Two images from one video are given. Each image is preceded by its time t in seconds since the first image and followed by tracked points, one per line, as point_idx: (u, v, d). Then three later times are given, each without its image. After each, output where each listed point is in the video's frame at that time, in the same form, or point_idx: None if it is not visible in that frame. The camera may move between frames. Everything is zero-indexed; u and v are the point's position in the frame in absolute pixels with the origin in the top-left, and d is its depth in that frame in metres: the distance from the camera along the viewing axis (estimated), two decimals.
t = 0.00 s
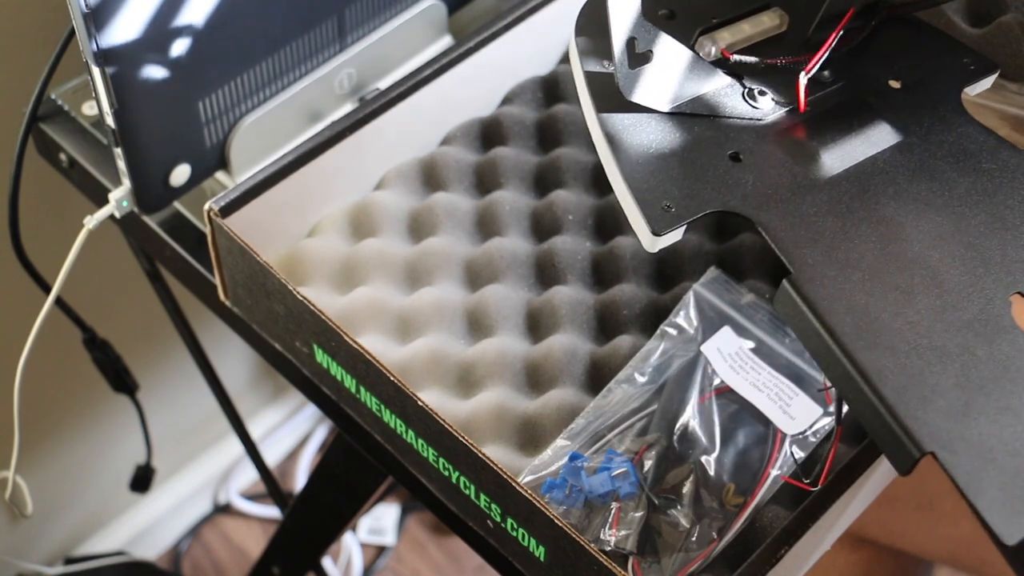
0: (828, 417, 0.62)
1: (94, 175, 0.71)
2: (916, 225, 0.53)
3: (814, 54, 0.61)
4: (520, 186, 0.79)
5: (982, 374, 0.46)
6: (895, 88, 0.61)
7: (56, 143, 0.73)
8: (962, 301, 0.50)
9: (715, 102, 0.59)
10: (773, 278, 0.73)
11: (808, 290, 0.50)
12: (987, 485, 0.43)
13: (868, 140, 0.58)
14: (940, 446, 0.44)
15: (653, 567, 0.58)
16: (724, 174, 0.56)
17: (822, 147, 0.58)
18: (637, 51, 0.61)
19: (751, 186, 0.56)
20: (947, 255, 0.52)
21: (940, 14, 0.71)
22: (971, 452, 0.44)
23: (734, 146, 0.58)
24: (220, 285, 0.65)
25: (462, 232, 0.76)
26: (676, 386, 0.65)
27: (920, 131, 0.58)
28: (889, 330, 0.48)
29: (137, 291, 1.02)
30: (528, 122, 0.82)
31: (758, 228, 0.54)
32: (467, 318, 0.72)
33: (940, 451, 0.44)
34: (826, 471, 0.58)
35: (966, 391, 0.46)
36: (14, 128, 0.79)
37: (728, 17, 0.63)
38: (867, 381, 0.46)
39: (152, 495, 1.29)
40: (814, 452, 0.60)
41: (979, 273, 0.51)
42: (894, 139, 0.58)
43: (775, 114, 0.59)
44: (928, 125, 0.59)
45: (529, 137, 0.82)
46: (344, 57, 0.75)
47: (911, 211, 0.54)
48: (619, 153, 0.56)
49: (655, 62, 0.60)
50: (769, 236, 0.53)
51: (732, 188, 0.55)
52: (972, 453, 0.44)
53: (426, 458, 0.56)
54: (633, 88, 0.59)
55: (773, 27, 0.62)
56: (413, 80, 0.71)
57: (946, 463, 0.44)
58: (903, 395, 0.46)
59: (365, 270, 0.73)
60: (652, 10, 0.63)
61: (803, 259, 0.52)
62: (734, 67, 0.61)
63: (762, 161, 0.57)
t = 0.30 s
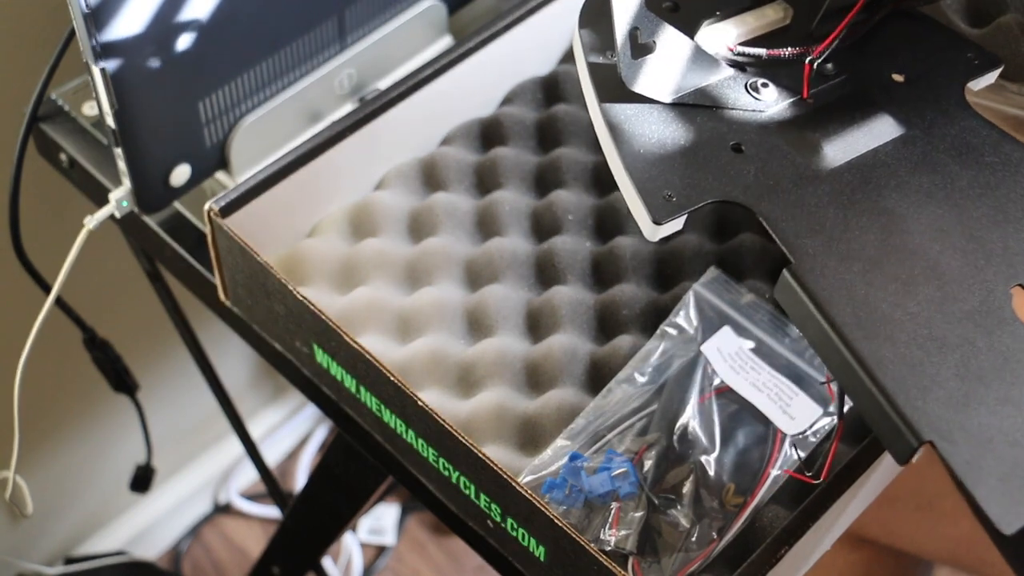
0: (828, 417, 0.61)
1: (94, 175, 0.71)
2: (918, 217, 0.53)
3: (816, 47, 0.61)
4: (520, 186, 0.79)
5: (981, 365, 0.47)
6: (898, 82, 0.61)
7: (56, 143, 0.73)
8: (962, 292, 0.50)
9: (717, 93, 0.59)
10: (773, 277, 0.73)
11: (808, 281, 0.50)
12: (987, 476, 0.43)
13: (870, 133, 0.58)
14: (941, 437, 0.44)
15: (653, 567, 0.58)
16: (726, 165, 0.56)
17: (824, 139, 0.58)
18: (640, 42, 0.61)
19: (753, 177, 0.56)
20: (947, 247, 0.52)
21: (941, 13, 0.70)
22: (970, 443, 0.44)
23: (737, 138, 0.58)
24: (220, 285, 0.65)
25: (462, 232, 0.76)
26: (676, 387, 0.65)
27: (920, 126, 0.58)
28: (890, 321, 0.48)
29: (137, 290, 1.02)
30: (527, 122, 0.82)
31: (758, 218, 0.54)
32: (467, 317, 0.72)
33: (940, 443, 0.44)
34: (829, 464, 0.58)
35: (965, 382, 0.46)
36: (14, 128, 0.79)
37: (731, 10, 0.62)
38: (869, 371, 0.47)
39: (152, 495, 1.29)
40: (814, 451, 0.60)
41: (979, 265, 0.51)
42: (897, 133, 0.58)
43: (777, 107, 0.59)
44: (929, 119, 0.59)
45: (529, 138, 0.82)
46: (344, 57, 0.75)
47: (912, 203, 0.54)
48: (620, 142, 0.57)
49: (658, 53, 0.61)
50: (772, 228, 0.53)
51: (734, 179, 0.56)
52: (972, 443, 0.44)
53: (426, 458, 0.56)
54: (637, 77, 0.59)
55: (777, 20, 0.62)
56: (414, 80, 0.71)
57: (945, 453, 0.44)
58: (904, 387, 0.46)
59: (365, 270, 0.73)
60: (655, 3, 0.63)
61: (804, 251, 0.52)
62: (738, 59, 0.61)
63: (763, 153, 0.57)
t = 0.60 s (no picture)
0: (828, 417, 0.61)
1: (94, 175, 0.71)
2: (919, 212, 0.53)
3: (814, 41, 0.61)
4: (520, 186, 0.79)
5: (980, 360, 0.47)
6: (899, 75, 0.61)
7: (56, 143, 0.73)
8: (962, 288, 0.50)
9: (719, 87, 0.59)
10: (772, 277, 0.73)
11: (808, 273, 0.50)
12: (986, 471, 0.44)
13: (872, 127, 0.58)
14: (941, 430, 0.44)
15: (653, 567, 0.58)
16: (727, 158, 0.56)
17: (825, 133, 0.58)
18: (642, 34, 0.61)
19: (753, 170, 0.56)
20: (948, 243, 0.52)
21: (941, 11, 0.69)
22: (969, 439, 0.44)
23: (738, 130, 0.58)
24: (220, 286, 0.65)
25: (462, 232, 0.76)
26: (676, 387, 0.65)
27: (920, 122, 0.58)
28: (890, 314, 0.48)
29: (137, 290, 1.02)
30: (527, 122, 0.82)
31: (758, 210, 0.54)
32: (467, 318, 0.72)
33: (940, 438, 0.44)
34: (830, 458, 0.58)
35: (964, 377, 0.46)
36: (14, 128, 0.79)
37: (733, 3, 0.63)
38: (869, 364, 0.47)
39: (152, 495, 1.29)
40: (814, 452, 0.60)
41: (979, 260, 0.51)
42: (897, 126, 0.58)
43: (778, 100, 0.59)
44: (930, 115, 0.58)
45: (529, 137, 0.82)
46: (344, 57, 0.75)
47: (914, 198, 0.54)
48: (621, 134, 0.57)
49: (659, 45, 0.61)
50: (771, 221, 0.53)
51: (735, 172, 0.56)
52: (971, 437, 0.44)
53: (425, 458, 0.56)
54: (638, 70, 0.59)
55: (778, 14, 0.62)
56: (413, 80, 0.71)
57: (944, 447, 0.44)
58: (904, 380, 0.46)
59: (365, 270, 0.73)
60: None
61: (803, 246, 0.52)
62: (739, 53, 0.61)
63: (764, 146, 0.57)
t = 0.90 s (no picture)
0: (828, 417, 0.62)
1: (94, 174, 0.71)
2: (924, 210, 0.54)
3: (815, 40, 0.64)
4: (520, 186, 0.79)
5: (982, 357, 0.48)
6: (903, 74, 0.62)
7: (56, 143, 0.73)
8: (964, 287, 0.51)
9: (724, 83, 0.60)
10: (772, 278, 0.73)
11: (813, 268, 0.52)
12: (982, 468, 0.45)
13: (877, 124, 0.59)
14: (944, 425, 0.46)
15: (653, 567, 0.58)
16: (730, 154, 0.58)
17: (830, 130, 0.59)
18: (648, 29, 0.63)
19: (756, 166, 0.57)
20: (950, 246, 0.53)
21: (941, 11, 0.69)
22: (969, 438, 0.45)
23: (743, 127, 0.59)
24: (220, 286, 0.65)
25: (462, 232, 0.76)
26: (676, 387, 0.65)
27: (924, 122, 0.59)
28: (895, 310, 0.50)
29: (137, 290, 1.02)
30: (527, 122, 0.82)
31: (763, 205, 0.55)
32: (468, 317, 0.72)
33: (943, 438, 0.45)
34: (832, 455, 0.59)
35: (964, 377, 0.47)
36: (13, 128, 0.79)
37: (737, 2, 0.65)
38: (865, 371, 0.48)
39: (152, 495, 1.29)
40: (814, 452, 0.60)
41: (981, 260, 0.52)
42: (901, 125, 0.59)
43: (782, 97, 0.61)
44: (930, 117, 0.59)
45: (529, 138, 0.82)
46: (344, 57, 0.75)
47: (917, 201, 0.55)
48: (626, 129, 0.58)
49: (665, 42, 0.62)
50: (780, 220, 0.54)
51: (739, 168, 0.57)
52: (976, 432, 0.45)
53: (425, 458, 0.56)
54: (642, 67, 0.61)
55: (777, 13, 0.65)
56: (414, 80, 0.71)
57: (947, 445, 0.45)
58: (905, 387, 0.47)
59: (365, 270, 0.73)
60: None
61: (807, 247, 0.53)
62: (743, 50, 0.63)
63: (769, 142, 0.58)
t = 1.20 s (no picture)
0: (828, 417, 0.62)
1: (94, 175, 0.71)
2: (912, 233, 0.56)
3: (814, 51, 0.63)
4: (520, 186, 0.79)
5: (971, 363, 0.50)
6: (887, 84, 0.63)
7: (56, 143, 0.73)
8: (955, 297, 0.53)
9: (704, 107, 0.62)
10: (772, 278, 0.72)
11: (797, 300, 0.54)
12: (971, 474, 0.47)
13: (859, 142, 0.60)
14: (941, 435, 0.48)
15: (653, 567, 0.58)
16: (713, 180, 0.59)
17: (812, 150, 0.60)
18: (623, 60, 0.63)
19: (738, 191, 0.59)
20: (943, 258, 0.55)
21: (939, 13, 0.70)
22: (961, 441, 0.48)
23: (723, 151, 0.60)
24: (220, 285, 0.65)
25: (462, 232, 0.76)
26: (675, 387, 0.65)
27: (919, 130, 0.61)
28: (877, 338, 0.52)
29: (137, 290, 1.02)
30: (528, 122, 0.82)
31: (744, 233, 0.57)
32: (467, 318, 0.72)
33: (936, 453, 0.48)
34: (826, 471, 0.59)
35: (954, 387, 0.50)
36: (14, 128, 0.79)
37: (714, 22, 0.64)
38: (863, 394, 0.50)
39: (152, 495, 1.29)
40: (814, 451, 0.61)
41: (972, 268, 0.54)
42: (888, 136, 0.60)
43: (764, 116, 0.62)
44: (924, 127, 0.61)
45: (529, 138, 0.81)
46: (344, 57, 0.75)
47: (910, 217, 0.57)
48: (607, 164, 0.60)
49: (642, 69, 0.63)
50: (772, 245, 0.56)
51: (720, 197, 0.58)
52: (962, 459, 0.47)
53: (426, 458, 0.56)
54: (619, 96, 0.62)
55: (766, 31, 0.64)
56: (414, 80, 0.71)
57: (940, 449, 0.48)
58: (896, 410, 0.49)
59: (365, 270, 0.73)
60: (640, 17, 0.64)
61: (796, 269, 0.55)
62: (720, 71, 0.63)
63: (750, 165, 0.60)
